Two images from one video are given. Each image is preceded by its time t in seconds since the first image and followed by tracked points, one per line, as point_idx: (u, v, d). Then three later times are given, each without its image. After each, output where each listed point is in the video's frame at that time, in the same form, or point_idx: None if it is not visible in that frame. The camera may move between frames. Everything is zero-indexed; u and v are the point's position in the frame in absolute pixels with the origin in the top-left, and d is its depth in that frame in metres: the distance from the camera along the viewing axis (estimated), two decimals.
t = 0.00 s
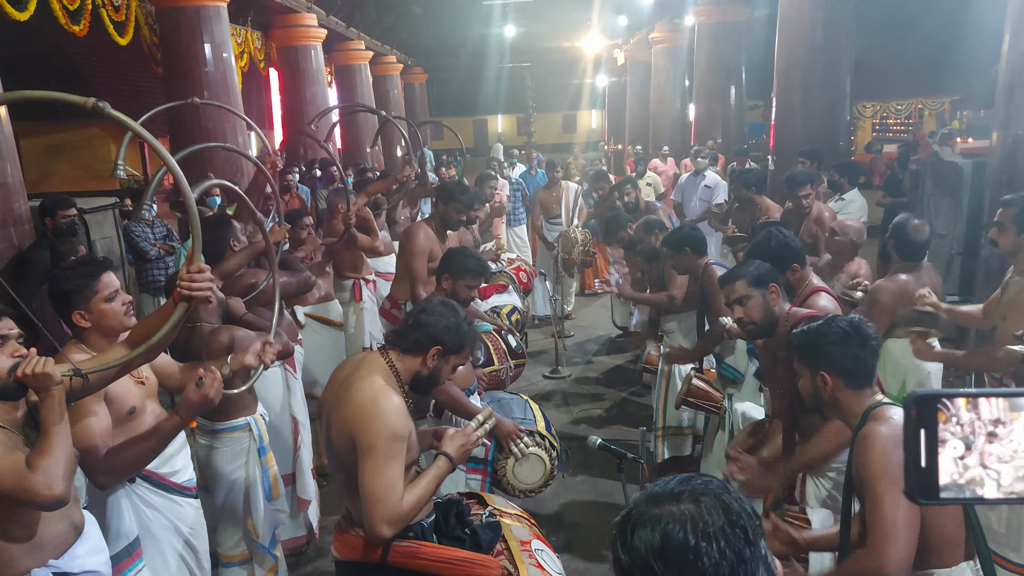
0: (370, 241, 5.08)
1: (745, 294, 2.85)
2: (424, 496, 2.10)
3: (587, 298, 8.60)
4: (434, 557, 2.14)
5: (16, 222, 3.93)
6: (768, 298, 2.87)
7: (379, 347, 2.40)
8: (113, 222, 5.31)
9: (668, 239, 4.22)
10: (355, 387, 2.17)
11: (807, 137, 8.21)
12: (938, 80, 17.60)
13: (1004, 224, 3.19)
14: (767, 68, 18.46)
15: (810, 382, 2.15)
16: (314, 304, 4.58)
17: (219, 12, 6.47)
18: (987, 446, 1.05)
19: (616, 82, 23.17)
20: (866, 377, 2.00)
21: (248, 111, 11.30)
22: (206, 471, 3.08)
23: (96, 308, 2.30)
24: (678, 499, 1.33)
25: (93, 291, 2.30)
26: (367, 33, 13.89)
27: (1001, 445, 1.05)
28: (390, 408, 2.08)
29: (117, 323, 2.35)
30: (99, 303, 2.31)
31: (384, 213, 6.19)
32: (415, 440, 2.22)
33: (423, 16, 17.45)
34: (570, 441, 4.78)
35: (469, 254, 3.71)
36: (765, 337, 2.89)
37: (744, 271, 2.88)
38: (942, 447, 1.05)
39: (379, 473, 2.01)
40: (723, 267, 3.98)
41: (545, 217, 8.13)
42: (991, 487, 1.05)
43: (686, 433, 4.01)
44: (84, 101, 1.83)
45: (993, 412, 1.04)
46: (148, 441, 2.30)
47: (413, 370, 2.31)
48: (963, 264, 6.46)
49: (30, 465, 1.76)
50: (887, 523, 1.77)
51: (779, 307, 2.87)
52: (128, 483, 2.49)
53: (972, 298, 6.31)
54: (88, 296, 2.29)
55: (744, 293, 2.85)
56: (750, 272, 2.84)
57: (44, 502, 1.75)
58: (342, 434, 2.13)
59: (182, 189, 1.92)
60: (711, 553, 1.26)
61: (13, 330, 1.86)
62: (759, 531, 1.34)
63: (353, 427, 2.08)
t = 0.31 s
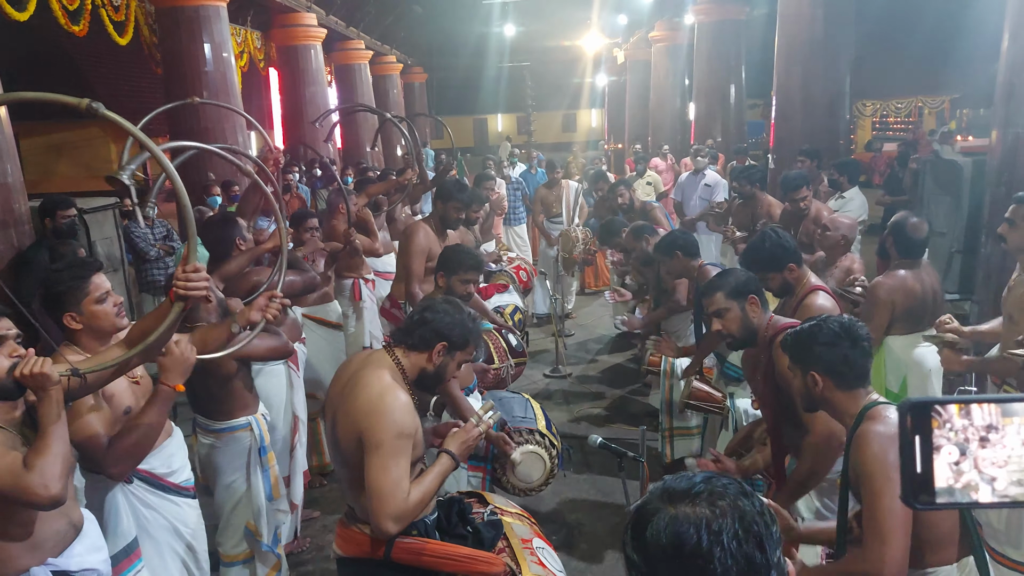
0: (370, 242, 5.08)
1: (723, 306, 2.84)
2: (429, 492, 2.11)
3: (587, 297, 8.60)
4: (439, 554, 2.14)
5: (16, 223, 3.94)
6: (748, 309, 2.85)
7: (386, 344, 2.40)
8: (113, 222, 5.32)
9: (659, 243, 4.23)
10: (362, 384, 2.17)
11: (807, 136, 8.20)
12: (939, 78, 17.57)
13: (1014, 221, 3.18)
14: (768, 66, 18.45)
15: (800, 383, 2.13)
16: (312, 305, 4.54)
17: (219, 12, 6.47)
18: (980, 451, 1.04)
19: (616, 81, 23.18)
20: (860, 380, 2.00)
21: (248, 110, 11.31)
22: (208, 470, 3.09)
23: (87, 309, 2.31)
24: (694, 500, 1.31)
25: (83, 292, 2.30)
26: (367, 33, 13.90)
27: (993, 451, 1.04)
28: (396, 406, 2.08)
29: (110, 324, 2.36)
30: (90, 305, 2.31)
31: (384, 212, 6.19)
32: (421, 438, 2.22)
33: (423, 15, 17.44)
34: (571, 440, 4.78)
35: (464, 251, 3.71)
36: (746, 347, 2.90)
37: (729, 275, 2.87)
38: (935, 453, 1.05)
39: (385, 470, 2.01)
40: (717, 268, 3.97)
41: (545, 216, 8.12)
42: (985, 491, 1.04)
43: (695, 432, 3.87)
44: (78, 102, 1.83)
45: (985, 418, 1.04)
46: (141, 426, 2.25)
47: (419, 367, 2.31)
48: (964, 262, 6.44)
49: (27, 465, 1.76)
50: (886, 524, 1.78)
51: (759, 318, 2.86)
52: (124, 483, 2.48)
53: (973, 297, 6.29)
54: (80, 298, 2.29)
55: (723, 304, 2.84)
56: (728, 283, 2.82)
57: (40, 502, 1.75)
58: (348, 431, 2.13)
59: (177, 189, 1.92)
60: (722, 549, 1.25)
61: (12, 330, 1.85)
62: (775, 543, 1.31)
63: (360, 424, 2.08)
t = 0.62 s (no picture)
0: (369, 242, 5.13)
1: (720, 308, 2.85)
2: (435, 488, 2.11)
3: (588, 297, 8.60)
4: (441, 552, 2.14)
5: (17, 223, 3.93)
6: (745, 306, 2.84)
7: (392, 342, 2.40)
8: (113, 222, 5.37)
9: (659, 243, 4.23)
10: (369, 380, 2.17)
11: (807, 135, 8.20)
12: (939, 76, 17.55)
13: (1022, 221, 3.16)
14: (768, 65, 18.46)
15: (813, 370, 2.12)
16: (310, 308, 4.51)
17: (219, 12, 6.47)
18: (964, 459, 1.07)
19: (617, 80, 23.16)
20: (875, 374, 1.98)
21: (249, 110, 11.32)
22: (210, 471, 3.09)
23: (87, 309, 2.31)
24: (717, 504, 1.27)
25: (84, 292, 2.30)
26: (368, 33, 13.91)
27: (977, 458, 1.07)
28: (402, 402, 2.09)
29: (109, 324, 2.36)
30: (89, 305, 2.31)
31: (385, 212, 6.19)
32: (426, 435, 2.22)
33: (423, 14, 17.42)
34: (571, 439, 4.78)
35: (462, 252, 3.72)
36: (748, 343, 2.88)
37: (724, 275, 2.88)
38: (924, 462, 1.07)
39: (390, 465, 2.01)
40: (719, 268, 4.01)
41: (546, 215, 8.13)
42: (969, 499, 1.07)
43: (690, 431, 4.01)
44: (79, 103, 1.83)
45: (968, 426, 1.07)
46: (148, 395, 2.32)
47: (424, 364, 2.31)
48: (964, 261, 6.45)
49: (27, 465, 1.76)
50: (889, 523, 1.77)
51: (758, 314, 2.85)
52: (123, 483, 2.50)
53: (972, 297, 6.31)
54: (79, 298, 2.30)
55: (719, 307, 2.85)
56: (722, 284, 2.83)
57: (40, 502, 1.75)
58: (355, 427, 2.13)
59: (177, 189, 1.92)
60: (742, 555, 1.21)
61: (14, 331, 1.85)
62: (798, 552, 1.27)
63: (366, 419, 2.09)
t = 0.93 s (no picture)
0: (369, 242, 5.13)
1: (740, 280, 2.86)
2: (435, 486, 2.11)
3: (588, 296, 8.60)
4: (443, 548, 2.14)
5: (19, 224, 3.94)
6: (763, 281, 2.79)
7: (396, 341, 2.41)
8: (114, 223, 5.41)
9: (670, 232, 4.17)
10: (372, 377, 2.18)
11: (808, 133, 8.19)
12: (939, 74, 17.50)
13: None
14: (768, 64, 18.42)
15: (879, 357, 2.00)
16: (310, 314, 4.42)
17: (220, 12, 6.48)
18: (951, 466, 1.15)
19: (617, 79, 23.06)
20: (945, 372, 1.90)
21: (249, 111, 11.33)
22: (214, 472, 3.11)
23: (98, 306, 2.32)
24: (733, 502, 1.27)
25: (96, 289, 2.32)
26: (368, 33, 13.92)
27: (963, 465, 1.15)
28: (403, 399, 2.09)
29: (119, 321, 2.37)
30: (101, 301, 2.32)
31: (386, 212, 6.20)
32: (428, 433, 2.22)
33: (424, 15, 17.42)
34: (572, 438, 4.77)
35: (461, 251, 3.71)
36: (767, 314, 2.88)
37: (751, 241, 2.85)
38: (913, 469, 1.15)
39: (390, 462, 2.01)
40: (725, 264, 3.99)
41: (546, 215, 8.12)
42: (957, 502, 1.15)
43: (686, 432, 4.07)
44: (84, 106, 1.84)
45: (955, 434, 1.15)
46: (159, 381, 2.33)
47: (427, 363, 2.31)
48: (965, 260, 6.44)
49: (30, 465, 1.76)
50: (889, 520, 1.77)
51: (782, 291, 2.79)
52: (129, 481, 2.49)
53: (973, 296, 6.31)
54: (89, 294, 2.31)
55: (739, 278, 2.87)
56: (744, 257, 2.82)
57: (43, 503, 1.75)
58: (357, 423, 2.14)
59: (180, 191, 1.92)
60: (755, 554, 1.21)
61: (19, 330, 1.87)
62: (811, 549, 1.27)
63: (368, 416, 2.09)
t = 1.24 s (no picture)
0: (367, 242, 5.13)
1: (746, 279, 2.80)
2: (433, 487, 2.11)
3: (588, 296, 8.61)
4: (443, 547, 2.14)
5: (18, 225, 3.95)
6: (771, 280, 2.77)
7: (398, 341, 2.40)
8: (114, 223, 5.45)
9: (674, 229, 4.14)
10: (371, 377, 2.18)
11: (807, 132, 8.20)
12: (938, 72, 17.51)
13: (1012, 220, 3.10)
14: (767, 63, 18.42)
15: (892, 355, 2.00)
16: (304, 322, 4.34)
17: (218, 13, 6.48)
18: (949, 464, 1.15)
19: (616, 79, 23.03)
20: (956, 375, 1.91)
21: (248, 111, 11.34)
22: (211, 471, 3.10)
23: (110, 302, 2.34)
24: (737, 502, 1.27)
25: (109, 287, 2.34)
26: (367, 33, 13.92)
27: (962, 464, 1.14)
28: (402, 400, 2.08)
29: (130, 319, 2.39)
30: (112, 298, 2.34)
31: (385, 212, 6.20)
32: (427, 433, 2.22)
33: (422, 14, 17.42)
34: (571, 438, 4.77)
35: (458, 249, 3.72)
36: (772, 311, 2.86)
37: (756, 241, 2.77)
38: (912, 468, 1.16)
39: (389, 463, 2.01)
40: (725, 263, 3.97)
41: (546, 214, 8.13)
42: (953, 502, 1.15)
43: (678, 432, 4.08)
44: (90, 109, 1.85)
45: (951, 433, 1.15)
46: (168, 374, 2.35)
47: (428, 364, 2.31)
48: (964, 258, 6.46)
49: (30, 467, 1.76)
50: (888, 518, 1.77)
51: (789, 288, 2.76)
52: (140, 477, 2.49)
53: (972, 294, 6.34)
54: (102, 292, 2.33)
55: (745, 278, 2.80)
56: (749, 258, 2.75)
57: (44, 505, 1.75)
58: (356, 424, 2.14)
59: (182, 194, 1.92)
60: (757, 556, 1.21)
61: (22, 332, 1.87)
62: (813, 551, 1.27)
63: (368, 417, 2.09)
